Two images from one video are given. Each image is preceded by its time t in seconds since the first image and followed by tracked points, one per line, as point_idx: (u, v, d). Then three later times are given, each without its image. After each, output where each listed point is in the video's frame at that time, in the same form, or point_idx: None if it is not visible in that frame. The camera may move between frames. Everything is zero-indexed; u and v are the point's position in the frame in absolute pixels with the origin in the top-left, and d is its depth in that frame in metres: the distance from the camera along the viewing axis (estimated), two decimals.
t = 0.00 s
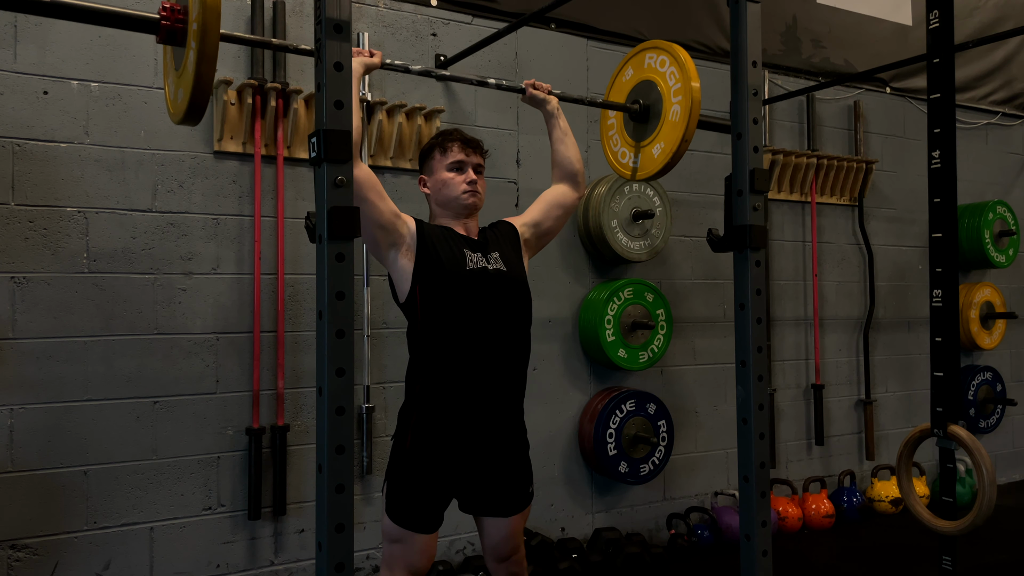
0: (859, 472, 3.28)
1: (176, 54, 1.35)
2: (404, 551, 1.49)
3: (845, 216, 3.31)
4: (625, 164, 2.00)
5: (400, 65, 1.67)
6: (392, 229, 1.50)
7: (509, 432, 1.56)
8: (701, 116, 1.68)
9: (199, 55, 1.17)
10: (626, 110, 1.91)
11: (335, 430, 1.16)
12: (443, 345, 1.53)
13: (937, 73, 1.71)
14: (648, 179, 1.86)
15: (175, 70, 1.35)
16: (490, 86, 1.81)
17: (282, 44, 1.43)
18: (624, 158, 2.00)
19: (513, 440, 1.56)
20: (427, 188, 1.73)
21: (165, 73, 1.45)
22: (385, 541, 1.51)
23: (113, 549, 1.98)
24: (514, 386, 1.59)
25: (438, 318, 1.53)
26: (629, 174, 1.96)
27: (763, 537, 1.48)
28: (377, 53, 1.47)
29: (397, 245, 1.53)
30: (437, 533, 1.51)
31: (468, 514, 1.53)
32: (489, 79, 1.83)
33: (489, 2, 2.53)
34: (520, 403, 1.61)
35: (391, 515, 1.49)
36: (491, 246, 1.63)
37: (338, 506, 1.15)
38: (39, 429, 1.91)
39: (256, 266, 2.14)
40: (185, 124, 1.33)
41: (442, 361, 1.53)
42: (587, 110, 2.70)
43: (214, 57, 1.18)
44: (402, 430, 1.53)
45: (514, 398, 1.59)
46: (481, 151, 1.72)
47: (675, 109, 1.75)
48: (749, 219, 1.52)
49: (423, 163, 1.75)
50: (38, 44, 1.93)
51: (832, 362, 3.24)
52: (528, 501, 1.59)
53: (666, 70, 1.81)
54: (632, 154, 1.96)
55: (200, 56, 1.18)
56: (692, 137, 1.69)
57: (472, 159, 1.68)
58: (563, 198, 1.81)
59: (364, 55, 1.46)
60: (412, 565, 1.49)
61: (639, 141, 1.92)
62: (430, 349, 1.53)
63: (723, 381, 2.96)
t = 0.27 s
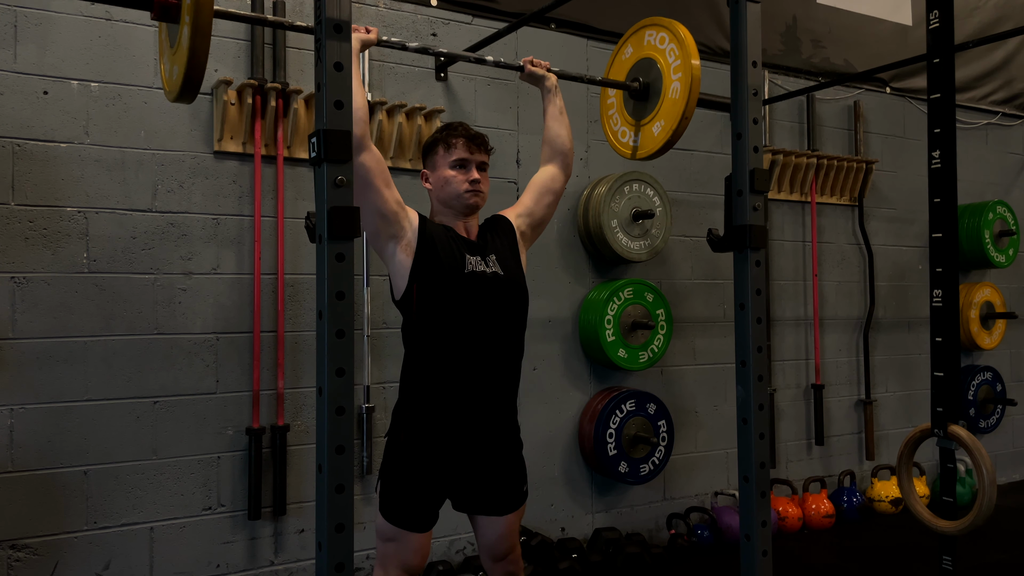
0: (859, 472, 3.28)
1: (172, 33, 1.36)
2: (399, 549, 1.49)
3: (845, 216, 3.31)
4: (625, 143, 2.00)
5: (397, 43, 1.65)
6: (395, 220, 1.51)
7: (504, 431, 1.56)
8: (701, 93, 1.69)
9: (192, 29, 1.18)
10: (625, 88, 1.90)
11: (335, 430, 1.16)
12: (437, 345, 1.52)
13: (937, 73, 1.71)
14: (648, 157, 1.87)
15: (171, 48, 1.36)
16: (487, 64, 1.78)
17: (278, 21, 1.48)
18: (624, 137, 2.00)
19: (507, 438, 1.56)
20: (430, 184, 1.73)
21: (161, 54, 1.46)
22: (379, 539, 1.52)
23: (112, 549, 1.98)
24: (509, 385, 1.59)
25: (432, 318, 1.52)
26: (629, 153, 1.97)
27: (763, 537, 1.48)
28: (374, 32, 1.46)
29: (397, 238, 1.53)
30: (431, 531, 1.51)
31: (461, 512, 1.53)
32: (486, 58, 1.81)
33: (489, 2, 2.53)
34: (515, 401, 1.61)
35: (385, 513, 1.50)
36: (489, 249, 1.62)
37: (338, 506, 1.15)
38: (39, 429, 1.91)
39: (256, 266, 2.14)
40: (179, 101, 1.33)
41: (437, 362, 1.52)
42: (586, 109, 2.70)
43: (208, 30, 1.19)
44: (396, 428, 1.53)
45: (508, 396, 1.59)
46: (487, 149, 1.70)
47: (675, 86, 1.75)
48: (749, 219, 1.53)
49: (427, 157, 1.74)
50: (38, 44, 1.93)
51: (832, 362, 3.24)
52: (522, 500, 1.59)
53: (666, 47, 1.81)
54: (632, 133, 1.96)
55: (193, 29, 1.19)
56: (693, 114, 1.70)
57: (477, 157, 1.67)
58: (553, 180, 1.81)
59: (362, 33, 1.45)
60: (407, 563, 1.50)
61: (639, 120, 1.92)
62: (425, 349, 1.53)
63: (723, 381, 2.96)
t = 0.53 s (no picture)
0: (859, 472, 3.28)
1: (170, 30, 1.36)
2: (398, 549, 1.49)
3: (845, 216, 3.31)
4: (626, 129, 2.00)
5: (394, 34, 1.64)
6: (397, 216, 1.51)
7: (501, 432, 1.56)
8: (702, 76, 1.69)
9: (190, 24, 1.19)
10: (626, 73, 1.90)
11: (335, 430, 1.16)
12: (436, 346, 1.52)
13: (938, 73, 1.71)
14: (650, 142, 1.87)
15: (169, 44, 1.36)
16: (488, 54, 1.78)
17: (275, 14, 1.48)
18: (625, 122, 2.01)
19: (505, 439, 1.56)
20: (433, 180, 1.72)
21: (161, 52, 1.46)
22: (377, 539, 1.52)
23: (112, 549, 1.98)
24: (507, 386, 1.59)
25: (431, 319, 1.52)
26: (631, 138, 1.97)
27: (763, 537, 1.48)
28: (372, 23, 1.44)
29: (398, 235, 1.53)
30: (429, 531, 1.51)
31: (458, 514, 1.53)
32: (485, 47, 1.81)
33: (489, 2, 2.53)
34: (513, 402, 1.61)
35: (382, 512, 1.50)
36: (489, 250, 1.61)
37: (338, 506, 1.15)
38: (39, 429, 1.91)
39: (256, 266, 2.14)
40: (179, 99, 1.33)
41: (436, 363, 1.52)
42: (586, 109, 2.70)
43: (206, 25, 1.19)
44: (394, 428, 1.53)
45: (507, 398, 1.59)
46: (491, 147, 1.69)
47: (676, 69, 1.75)
48: (749, 219, 1.52)
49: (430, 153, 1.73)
50: (38, 44, 1.93)
51: (832, 362, 3.24)
52: (521, 500, 1.59)
53: (666, 30, 1.81)
54: (634, 119, 1.96)
55: (191, 24, 1.19)
56: (694, 98, 1.70)
57: (481, 156, 1.66)
58: (547, 169, 1.80)
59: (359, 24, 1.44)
60: (405, 563, 1.50)
61: (641, 105, 1.92)
62: (424, 350, 1.53)
63: (723, 381, 2.96)
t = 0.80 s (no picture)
0: (859, 472, 3.28)
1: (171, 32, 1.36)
2: (397, 550, 1.49)
3: (845, 216, 3.31)
4: (628, 125, 1.99)
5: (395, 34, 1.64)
6: (395, 216, 1.51)
7: (501, 432, 1.56)
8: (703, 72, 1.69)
9: (190, 27, 1.18)
10: (628, 69, 1.90)
11: (335, 430, 1.16)
12: (436, 346, 1.52)
13: (938, 73, 1.71)
14: (652, 139, 1.86)
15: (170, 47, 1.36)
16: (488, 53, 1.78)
17: (275, 16, 1.46)
18: (626, 118, 2.00)
19: (504, 439, 1.56)
20: (433, 179, 1.71)
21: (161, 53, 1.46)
22: (376, 540, 1.52)
23: (112, 548, 1.98)
24: (507, 387, 1.59)
25: (432, 318, 1.52)
26: (633, 135, 1.95)
27: (763, 537, 1.48)
28: (372, 23, 1.43)
29: (397, 235, 1.53)
30: (428, 532, 1.51)
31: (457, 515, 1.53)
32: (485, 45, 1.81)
33: (490, 2, 2.53)
34: (513, 403, 1.61)
35: (382, 513, 1.50)
36: (489, 247, 1.61)
37: (338, 505, 1.15)
38: (39, 429, 1.91)
39: (256, 266, 2.14)
40: (180, 102, 1.33)
41: (436, 363, 1.52)
42: (586, 108, 2.70)
43: (206, 27, 1.19)
44: (393, 428, 1.53)
45: (507, 398, 1.59)
46: (489, 144, 1.69)
47: (677, 65, 1.75)
48: (749, 219, 1.52)
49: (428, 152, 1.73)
50: (38, 44, 1.93)
51: (832, 362, 3.24)
52: (519, 501, 1.59)
53: (667, 26, 1.82)
54: (636, 115, 1.95)
55: (191, 27, 1.18)
56: (695, 94, 1.69)
57: (480, 153, 1.66)
58: (547, 168, 1.79)
59: (359, 24, 1.43)
60: (404, 564, 1.49)
61: (643, 101, 1.92)
62: (423, 350, 1.53)
63: (723, 381, 2.96)
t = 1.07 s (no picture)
0: (859, 472, 3.28)
1: (172, 33, 1.36)
2: (397, 551, 1.49)
3: (845, 216, 3.31)
4: (630, 126, 1.99)
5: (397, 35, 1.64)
6: (394, 217, 1.51)
7: (500, 432, 1.56)
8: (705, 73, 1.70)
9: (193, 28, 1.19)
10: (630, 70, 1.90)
11: (335, 430, 1.16)
12: (435, 346, 1.52)
13: (938, 72, 1.71)
14: (654, 140, 1.87)
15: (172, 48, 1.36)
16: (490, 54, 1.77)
17: (277, 17, 1.45)
18: (629, 119, 1.99)
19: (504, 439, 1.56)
20: (432, 179, 1.72)
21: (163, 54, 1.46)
22: (376, 541, 1.52)
23: (112, 548, 1.98)
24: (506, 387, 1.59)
25: (430, 318, 1.52)
26: (635, 136, 1.95)
27: (763, 537, 1.48)
28: (374, 24, 1.44)
29: (397, 235, 1.52)
30: (428, 532, 1.51)
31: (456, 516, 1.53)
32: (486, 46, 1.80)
33: (489, 2, 2.53)
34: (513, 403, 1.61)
35: (381, 513, 1.50)
36: (487, 248, 1.61)
37: (338, 505, 1.15)
38: (39, 429, 1.91)
39: (256, 266, 2.14)
40: (181, 103, 1.33)
41: (435, 363, 1.52)
42: (586, 108, 2.70)
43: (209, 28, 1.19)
44: (393, 429, 1.53)
45: (506, 399, 1.59)
46: (488, 142, 1.70)
47: (680, 67, 1.75)
48: (749, 219, 1.52)
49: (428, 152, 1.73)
50: (38, 44, 1.93)
51: (832, 362, 3.24)
52: (518, 501, 1.59)
53: (668, 27, 1.81)
54: (638, 116, 1.95)
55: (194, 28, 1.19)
56: (698, 96, 1.70)
57: (478, 151, 1.67)
58: (549, 168, 1.79)
59: (362, 26, 1.44)
60: (404, 564, 1.49)
61: (645, 102, 1.92)
62: (422, 350, 1.53)
63: (723, 381, 2.96)
